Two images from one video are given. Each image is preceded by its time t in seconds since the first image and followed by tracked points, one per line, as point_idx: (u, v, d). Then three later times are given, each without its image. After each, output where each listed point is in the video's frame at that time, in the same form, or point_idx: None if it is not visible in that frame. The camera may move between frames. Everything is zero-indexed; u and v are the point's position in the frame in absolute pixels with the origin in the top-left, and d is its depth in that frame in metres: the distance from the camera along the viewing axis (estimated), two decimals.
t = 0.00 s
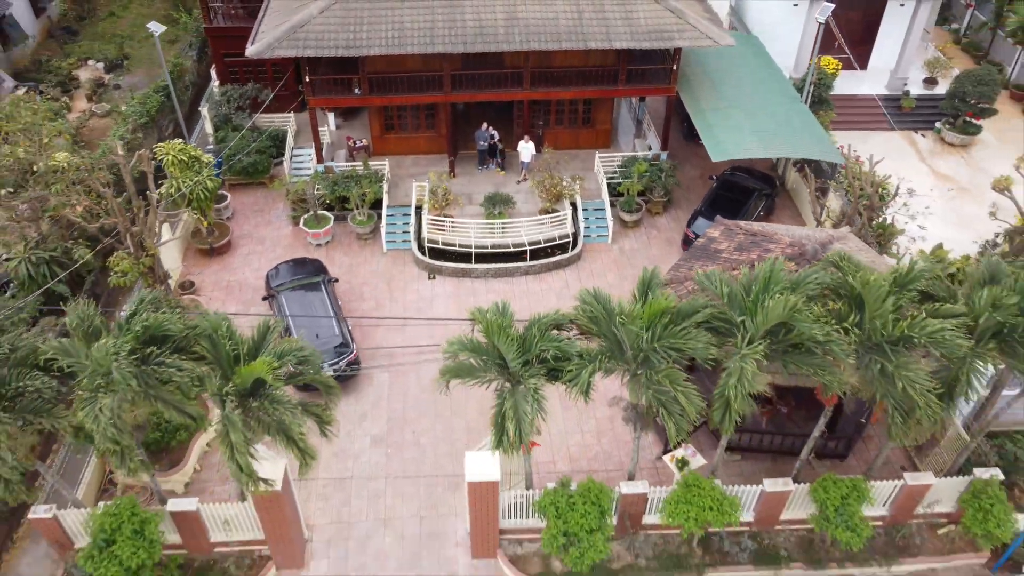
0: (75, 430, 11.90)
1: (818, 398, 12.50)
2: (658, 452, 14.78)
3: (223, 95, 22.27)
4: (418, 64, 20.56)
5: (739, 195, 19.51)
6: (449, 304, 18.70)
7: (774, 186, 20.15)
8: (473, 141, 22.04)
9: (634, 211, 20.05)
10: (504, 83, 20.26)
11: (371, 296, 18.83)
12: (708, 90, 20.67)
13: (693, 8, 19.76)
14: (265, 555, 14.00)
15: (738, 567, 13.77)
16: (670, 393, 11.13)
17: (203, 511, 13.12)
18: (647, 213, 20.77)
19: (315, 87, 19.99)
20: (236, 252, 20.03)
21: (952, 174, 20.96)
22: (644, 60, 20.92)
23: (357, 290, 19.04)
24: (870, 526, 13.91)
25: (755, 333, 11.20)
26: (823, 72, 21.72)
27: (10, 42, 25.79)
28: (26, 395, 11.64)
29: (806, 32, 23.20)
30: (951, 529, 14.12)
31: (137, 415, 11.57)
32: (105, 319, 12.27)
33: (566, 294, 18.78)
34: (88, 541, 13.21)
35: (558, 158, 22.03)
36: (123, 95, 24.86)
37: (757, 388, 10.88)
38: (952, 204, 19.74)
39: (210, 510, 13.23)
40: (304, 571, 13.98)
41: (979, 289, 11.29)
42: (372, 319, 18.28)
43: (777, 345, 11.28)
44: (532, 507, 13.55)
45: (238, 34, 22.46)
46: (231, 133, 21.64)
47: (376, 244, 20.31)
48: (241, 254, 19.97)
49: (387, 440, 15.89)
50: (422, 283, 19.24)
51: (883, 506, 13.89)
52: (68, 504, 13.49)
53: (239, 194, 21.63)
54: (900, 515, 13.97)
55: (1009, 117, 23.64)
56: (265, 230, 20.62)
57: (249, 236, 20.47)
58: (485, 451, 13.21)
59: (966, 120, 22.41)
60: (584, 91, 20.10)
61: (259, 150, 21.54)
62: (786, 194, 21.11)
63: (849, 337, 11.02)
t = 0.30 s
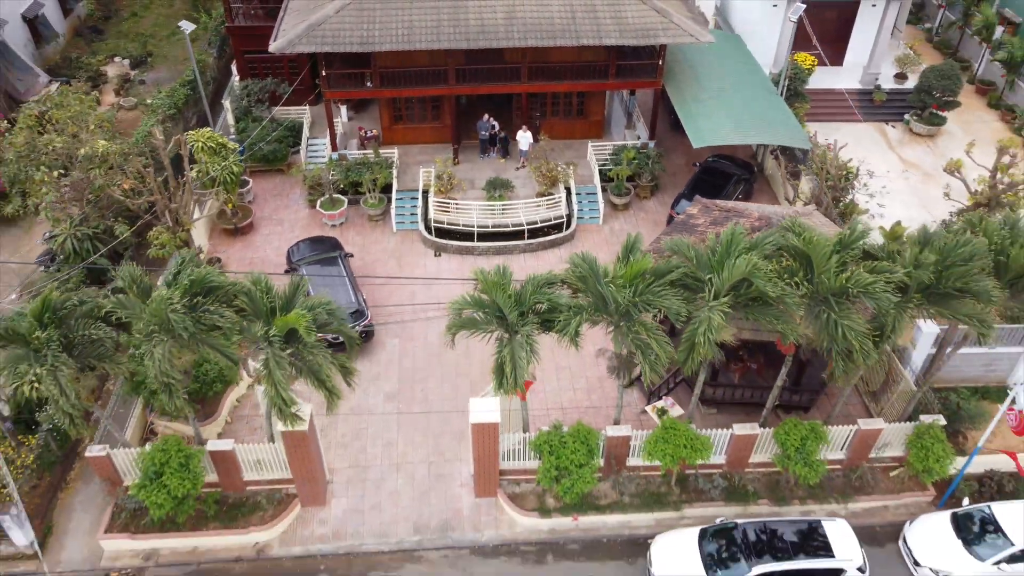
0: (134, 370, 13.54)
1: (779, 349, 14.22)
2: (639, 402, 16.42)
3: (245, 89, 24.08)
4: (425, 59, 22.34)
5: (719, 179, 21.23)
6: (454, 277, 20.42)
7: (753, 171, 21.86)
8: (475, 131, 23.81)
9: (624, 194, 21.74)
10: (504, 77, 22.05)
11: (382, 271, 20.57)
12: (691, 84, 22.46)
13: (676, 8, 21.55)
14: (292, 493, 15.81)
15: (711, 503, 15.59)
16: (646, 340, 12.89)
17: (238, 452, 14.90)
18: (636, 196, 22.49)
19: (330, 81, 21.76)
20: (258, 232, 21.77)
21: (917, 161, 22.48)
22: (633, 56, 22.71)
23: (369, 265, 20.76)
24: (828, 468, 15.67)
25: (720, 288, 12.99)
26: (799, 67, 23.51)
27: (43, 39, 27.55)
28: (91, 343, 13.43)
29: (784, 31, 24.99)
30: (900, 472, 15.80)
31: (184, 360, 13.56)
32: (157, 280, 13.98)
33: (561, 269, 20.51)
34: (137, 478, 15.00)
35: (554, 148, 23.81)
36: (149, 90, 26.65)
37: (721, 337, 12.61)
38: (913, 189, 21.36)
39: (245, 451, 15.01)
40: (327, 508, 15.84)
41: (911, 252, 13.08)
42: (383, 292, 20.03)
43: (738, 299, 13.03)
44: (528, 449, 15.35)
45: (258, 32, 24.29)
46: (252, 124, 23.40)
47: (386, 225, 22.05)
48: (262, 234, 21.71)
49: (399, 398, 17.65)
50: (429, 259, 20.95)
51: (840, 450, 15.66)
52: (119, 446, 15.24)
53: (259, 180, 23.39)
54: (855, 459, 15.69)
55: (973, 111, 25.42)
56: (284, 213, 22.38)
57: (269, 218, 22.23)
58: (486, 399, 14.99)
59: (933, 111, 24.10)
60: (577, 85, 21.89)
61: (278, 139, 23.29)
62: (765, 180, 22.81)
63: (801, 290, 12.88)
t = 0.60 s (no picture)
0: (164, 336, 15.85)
1: (746, 314, 16.18)
2: (626, 366, 18.20)
3: (264, 88, 25.96)
4: (431, 60, 24.23)
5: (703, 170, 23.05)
6: (458, 259, 22.26)
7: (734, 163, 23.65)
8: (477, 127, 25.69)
9: (614, 184, 23.58)
10: (504, 76, 23.93)
11: (392, 253, 22.41)
12: (677, 83, 24.36)
13: (663, 13, 23.44)
14: (315, 448, 17.64)
15: (689, 455, 17.39)
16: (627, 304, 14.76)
17: (268, 408, 16.75)
18: (626, 186, 24.32)
19: (344, 79, 23.65)
20: (277, 219, 23.61)
21: (886, 153, 24.29)
22: (624, 57, 24.59)
23: (380, 248, 22.61)
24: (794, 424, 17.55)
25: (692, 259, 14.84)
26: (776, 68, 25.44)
27: (74, 43, 29.60)
28: (141, 308, 15.32)
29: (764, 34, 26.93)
30: (858, 428, 17.70)
31: (222, 323, 15.45)
32: (199, 253, 15.90)
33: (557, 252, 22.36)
34: (176, 431, 16.82)
35: (551, 142, 25.69)
36: (173, 89, 28.58)
37: (693, 300, 14.54)
38: (881, 179, 23.21)
39: (274, 407, 16.86)
40: (345, 461, 17.70)
41: (859, 228, 15.05)
42: (394, 271, 21.88)
43: (709, 268, 14.86)
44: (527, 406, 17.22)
45: (275, 35, 26.22)
46: (271, 120, 25.26)
47: (396, 213, 23.92)
48: (281, 220, 23.55)
49: (409, 365, 19.48)
50: (435, 243, 22.80)
51: (805, 409, 17.47)
52: (161, 403, 17.08)
53: (278, 172, 25.28)
54: (819, 418, 17.49)
55: (941, 108, 27.35)
56: (301, 202, 24.24)
57: (287, 206, 24.08)
58: (489, 360, 16.86)
59: (902, 108, 26.01)
60: (572, 83, 23.78)
61: (296, 134, 25.14)
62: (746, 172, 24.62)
63: (764, 261, 14.84)
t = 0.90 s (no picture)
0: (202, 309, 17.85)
1: (720, 296, 18.03)
2: (616, 347, 20.01)
3: (282, 97, 27.97)
4: (437, 70, 26.25)
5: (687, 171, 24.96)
6: (461, 253, 24.11)
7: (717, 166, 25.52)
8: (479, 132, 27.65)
9: (606, 184, 25.48)
10: (504, 85, 25.93)
11: (401, 248, 24.27)
12: (664, 91, 26.37)
13: (651, 27, 25.48)
14: (333, 420, 19.43)
15: (671, 426, 19.18)
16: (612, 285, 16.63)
17: (291, 382, 18.58)
18: (617, 187, 26.18)
19: (357, 88, 25.66)
20: (294, 216, 25.50)
21: (859, 156, 26.17)
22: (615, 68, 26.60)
23: (390, 243, 24.49)
24: (766, 399, 19.34)
25: (670, 245, 16.70)
26: (756, 79, 27.48)
27: (103, 55, 31.75)
28: (179, 290, 17.18)
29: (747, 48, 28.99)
30: (825, 402, 19.48)
31: (252, 302, 17.34)
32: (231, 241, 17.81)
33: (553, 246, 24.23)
34: (209, 402, 18.64)
35: (547, 146, 27.66)
36: (197, 97, 30.65)
37: (671, 280, 16.43)
38: (852, 180, 25.10)
39: (296, 381, 18.73)
40: (360, 432, 19.51)
41: (818, 218, 16.95)
42: (403, 264, 23.75)
43: (685, 252, 16.72)
44: (524, 381, 19.06)
45: (292, 48, 28.29)
46: (288, 126, 27.24)
47: (404, 211, 25.81)
48: (298, 217, 25.44)
49: (417, 347, 21.30)
50: (440, 238, 24.68)
51: (776, 384, 19.25)
52: (194, 377, 18.92)
53: (294, 175, 27.22)
54: (789, 392, 19.27)
55: (913, 115, 29.30)
56: (316, 201, 26.14)
57: (304, 205, 25.98)
58: (490, 338, 18.71)
59: (874, 115, 27.97)
60: (567, 91, 25.79)
61: (311, 139, 27.12)
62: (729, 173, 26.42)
63: (734, 247, 16.72)
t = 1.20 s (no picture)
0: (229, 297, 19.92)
1: (699, 292, 19.96)
2: (606, 341, 21.88)
3: (298, 117, 30.11)
4: (442, 91, 28.43)
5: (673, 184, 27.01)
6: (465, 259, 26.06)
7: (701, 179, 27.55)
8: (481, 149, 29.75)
9: (598, 196, 27.51)
10: (504, 105, 28.10)
11: (409, 254, 26.21)
12: (652, 110, 28.54)
13: (639, 51, 27.69)
14: (347, 408, 21.25)
15: (657, 412, 20.99)
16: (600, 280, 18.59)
17: (310, 371, 20.43)
18: (609, 199, 28.18)
19: (369, 107, 27.83)
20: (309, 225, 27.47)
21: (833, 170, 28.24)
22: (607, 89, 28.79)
23: (398, 250, 26.45)
24: (743, 388, 21.18)
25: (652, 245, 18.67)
26: (738, 99, 29.66)
27: (130, 76, 34.10)
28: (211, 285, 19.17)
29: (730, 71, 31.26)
30: (797, 391, 21.31)
31: (276, 297, 19.23)
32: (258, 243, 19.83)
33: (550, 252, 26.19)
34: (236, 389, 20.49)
35: (544, 162, 29.76)
36: (217, 117, 32.82)
37: (653, 276, 18.40)
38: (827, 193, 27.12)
39: (314, 370, 20.61)
40: (372, 418, 21.29)
41: (785, 221, 18.92)
42: (411, 269, 25.69)
43: (665, 250, 18.66)
44: (522, 370, 20.93)
45: (308, 71, 30.51)
46: (304, 143, 29.36)
47: (412, 221, 27.80)
48: (313, 226, 27.41)
49: (424, 343, 23.15)
50: (445, 245, 26.64)
51: (752, 374, 21.08)
52: (223, 367, 20.80)
53: (309, 188, 29.27)
54: (764, 381, 21.07)
55: (885, 134, 31.41)
56: (329, 212, 28.14)
57: (318, 215, 27.99)
58: (491, 331, 20.61)
59: (849, 133, 30.11)
60: (563, 111, 27.94)
61: (325, 155, 29.24)
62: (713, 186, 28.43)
63: (709, 247, 18.69)
